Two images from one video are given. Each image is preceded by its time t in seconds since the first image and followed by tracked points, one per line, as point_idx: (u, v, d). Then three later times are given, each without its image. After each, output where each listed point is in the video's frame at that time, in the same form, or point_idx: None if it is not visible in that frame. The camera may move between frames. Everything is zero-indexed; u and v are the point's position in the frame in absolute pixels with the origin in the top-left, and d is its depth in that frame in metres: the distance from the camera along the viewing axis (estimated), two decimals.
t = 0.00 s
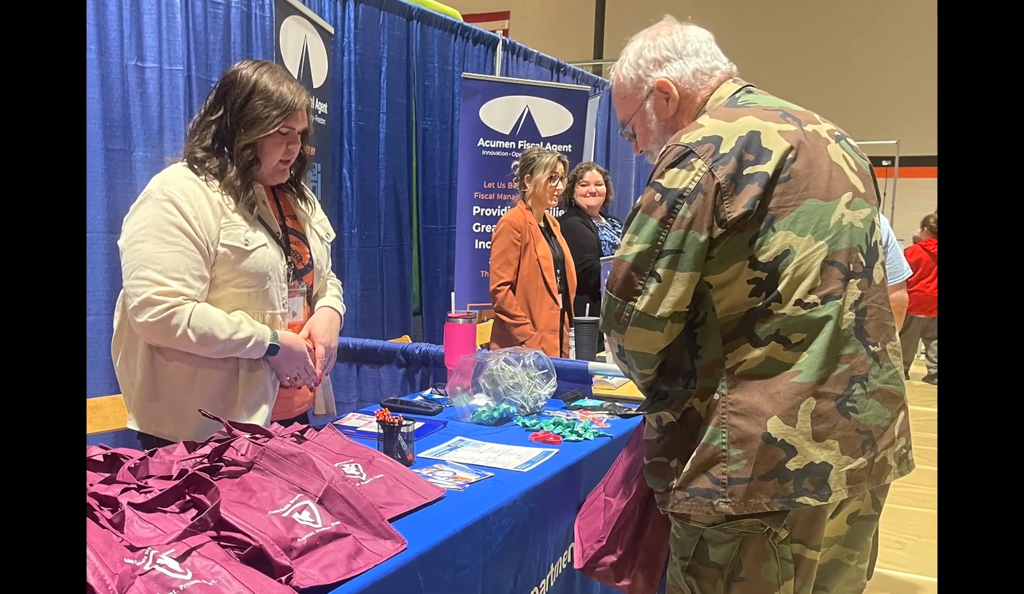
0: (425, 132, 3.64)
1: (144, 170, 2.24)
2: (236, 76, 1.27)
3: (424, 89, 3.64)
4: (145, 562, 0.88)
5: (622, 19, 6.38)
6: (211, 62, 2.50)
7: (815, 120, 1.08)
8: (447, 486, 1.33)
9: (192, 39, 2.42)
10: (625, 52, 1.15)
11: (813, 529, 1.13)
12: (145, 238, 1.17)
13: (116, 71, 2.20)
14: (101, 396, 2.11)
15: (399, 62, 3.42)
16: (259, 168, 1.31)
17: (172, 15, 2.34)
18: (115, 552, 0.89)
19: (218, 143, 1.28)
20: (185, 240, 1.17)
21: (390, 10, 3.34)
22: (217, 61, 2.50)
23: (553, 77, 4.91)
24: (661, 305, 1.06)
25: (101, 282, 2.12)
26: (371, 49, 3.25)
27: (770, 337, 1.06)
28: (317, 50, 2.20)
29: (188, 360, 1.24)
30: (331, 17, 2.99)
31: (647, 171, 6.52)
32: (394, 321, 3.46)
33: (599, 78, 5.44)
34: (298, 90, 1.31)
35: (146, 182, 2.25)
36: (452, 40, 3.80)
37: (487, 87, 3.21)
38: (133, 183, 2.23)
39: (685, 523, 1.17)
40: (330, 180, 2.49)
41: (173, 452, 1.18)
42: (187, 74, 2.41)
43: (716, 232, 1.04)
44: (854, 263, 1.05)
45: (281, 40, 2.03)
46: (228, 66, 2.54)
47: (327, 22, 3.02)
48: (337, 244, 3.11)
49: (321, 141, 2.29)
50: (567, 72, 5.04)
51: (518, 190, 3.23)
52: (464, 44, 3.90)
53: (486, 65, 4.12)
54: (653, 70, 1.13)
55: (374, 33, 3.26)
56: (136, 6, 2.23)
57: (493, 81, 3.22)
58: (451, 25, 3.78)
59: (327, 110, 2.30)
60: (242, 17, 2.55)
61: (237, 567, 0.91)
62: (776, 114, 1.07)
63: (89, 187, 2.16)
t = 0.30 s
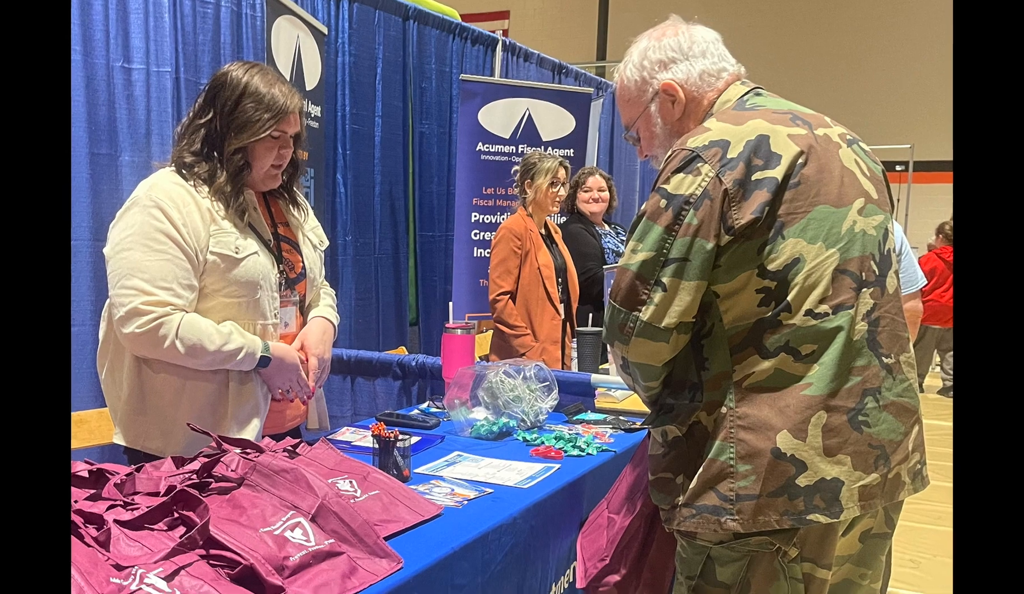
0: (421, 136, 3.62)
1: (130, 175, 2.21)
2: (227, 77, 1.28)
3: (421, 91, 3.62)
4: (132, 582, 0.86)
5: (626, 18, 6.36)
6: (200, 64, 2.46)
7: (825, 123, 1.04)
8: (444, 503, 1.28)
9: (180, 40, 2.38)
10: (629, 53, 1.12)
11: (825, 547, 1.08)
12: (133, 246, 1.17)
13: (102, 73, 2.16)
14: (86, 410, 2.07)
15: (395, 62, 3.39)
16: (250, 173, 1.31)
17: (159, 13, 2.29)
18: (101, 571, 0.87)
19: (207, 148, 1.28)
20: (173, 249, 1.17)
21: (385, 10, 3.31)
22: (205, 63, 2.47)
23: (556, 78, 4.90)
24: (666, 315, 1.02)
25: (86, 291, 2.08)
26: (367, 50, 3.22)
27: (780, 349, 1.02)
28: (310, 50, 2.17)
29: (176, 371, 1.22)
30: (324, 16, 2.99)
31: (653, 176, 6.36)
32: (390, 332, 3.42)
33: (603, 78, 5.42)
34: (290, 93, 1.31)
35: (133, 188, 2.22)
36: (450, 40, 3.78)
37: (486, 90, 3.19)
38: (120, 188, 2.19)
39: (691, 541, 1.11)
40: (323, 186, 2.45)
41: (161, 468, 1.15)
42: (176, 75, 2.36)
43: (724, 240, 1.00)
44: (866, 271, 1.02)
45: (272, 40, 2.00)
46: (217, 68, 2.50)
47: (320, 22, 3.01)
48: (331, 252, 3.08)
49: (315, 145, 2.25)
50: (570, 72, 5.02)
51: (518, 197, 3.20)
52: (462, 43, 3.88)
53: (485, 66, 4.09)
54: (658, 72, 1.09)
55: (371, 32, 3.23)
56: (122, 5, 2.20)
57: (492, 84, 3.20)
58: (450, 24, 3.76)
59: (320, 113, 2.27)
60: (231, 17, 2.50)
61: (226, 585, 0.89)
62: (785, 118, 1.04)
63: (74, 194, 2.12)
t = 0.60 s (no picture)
0: (417, 140, 3.59)
1: (116, 181, 2.13)
2: (216, 79, 1.25)
3: (418, 93, 3.59)
4: None
5: (632, 18, 6.38)
6: (189, 65, 2.38)
7: (836, 127, 1.01)
8: (441, 520, 1.24)
9: (167, 41, 2.30)
10: (634, 54, 1.08)
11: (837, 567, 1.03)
12: (118, 254, 1.14)
13: (86, 75, 2.07)
14: (69, 426, 2.00)
15: (390, 64, 3.36)
16: (240, 178, 1.28)
17: (146, 14, 2.21)
18: None
19: (195, 152, 1.26)
20: (159, 258, 1.14)
21: (381, 8, 3.28)
22: (194, 64, 2.39)
23: (557, 79, 4.88)
24: (672, 326, 0.98)
25: (70, 302, 2.02)
26: (361, 51, 3.19)
27: (790, 361, 0.98)
28: (302, 51, 2.15)
29: (163, 385, 1.19)
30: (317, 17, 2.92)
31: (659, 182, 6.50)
32: (385, 343, 3.38)
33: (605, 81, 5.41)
34: (281, 95, 1.28)
35: (118, 194, 2.14)
36: (447, 40, 3.75)
37: (484, 93, 3.17)
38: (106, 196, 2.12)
39: (698, 561, 1.07)
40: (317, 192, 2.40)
41: (148, 485, 1.10)
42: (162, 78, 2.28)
43: (732, 248, 0.96)
44: (879, 281, 0.98)
45: (264, 40, 1.97)
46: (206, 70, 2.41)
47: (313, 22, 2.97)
48: (325, 261, 3.04)
49: (308, 149, 2.21)
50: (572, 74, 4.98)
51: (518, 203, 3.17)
52: (460, 44, 3.87)
53: (484, 67, 4.07)
54: (663, 73, 1.06)
55: (365, 33, 3.20)
56: (107, 4, 2.11)
57: (489, 85, 3.18)
58: (448, 25, 3.73)
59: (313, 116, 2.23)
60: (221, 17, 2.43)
61: None
62: (796, 121, 1.00)
63: (57, 201, 2.05)
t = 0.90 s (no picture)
0: (413, 144, 3.56)
1: (100, 187, 2.07)
2: (204, 81, 1.22)
3: (414, 96, 3.56)
4: None
5: (636, 17, 6.40)
6: (176, 66, 2.33)
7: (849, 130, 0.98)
8: (439, 538, 1.20)
9: (154, 41, 2.26)
10: (639, 55, 1.05)
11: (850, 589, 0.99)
12: (103, 263, 1.11)
13: (69, 77, 2.02)
14: (51, 441, 1.94)
15: (385, 65, 3.33)
16: (230, 184, 1.25)
17: (132, 12, 2.17)
18: None
19: (183, 157, 1.23)
20: (146, 268, 1.11)
21: (376, 9, 3.25)
22: (182, 65, 2.34)
23: (558, 83, 4.85)
24: (679, 338, 0.95)
25: (53, 313, 1.96)
26: (355, 52, 3.17)
27: (801, 374, 0.95)
28: (293, 51, 2.12)
29: (150, 399, 1.16)
30: (309, 15, 2.91)
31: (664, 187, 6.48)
32: (380, 355, 3.35)
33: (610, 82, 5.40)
34: (272, 98, 1.26)
35: (103, 201, 2.07)
36: (444, 41, 3.73)
37: (483, 95, 3.13)
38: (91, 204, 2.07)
39: (705, 583, 1.02)
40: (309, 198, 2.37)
41: (134, 502, 1.07)
42: (149, 80, 2.24)
43: (741, 257, 0.93)
44: (893, 291, 0.95)
45: (255, 40, 1.94)
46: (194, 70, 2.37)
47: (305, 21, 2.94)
48: (317, 269, 3.00)
49: (299, 153, 2.18)
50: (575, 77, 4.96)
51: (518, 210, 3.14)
52: (458, 44, 3.84)
53: (482, 69, 4.05)
54: (669, 75, 1.03)
55: (358, 33, 3.17)
56: (91, 4, 2.07)
57: (488, 88, 3.14)
58: (444, 24, 3.70)
59: (305, 120, 2.21)
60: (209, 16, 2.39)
61: None
62: (808, 125, 0.97)
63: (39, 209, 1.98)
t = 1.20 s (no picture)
0: (410, 149, 3.54)
1: (83, 193, 2.03)
2: (192, 83, 1.19)
3: (410, 99, 3.55)
4: None
5: (640, 18, 6.35)
6: (162, 68, 2.30)
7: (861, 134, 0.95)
8: (435, 558, 1.16)
9: (140, 41, 2.22)
10: (644, 57, 1.02)
11: None
12: (86, 273, 1.08)
13: (52, 79, 1.99)
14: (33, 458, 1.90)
15: (380, 67, 3.31)
16: (218, 191, 1.22)
17: (117, 12, 2.14)
18: None
19: (170, 162, 1.20)
20: (131, 278, 1.08)
21: (371, 8, 3.23)
22: (169, 67, 2.31)
23: (558, 84, 4.83)
24: (685, 350, 0.91)
25: (35, 325, 1.93)
26: (349, 54, 3.14)
27: (813, 388, 0.91)
28: (285, 53, 2.10)
29: (135, 415, 1.12)
30: (301, 15, 2.89)
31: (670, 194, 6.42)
32: (375, 368, 3.31)
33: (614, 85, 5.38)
34: (263, 100, 1.23)
35: (87, 207, 2.04)
36: (442, 41, 3.71)
37: (481, 98, 3.11)
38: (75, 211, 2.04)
39: None
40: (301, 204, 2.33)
41: (119, 521, 1.02)
42: (135, 82, 2.21)
43: (750, 266, 0.89)
44: (908, 301, 0.91)
45: (245, 41, 1.92)
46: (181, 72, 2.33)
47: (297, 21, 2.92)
48: (310, 279, 2.97)
49: (291, 158, 2.15)
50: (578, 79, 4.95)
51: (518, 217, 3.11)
52: (456, 45, 3.82)
53: (481, 70, 4.02)
54: (675, 77, 1.00)
55: (352, 34, 3.14)
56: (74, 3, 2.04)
57: (487, 91, 3.12)
58: (441, 25, 3.68)
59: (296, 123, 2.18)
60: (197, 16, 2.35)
61: None
62: (820, 129, 0.94)
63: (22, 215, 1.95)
